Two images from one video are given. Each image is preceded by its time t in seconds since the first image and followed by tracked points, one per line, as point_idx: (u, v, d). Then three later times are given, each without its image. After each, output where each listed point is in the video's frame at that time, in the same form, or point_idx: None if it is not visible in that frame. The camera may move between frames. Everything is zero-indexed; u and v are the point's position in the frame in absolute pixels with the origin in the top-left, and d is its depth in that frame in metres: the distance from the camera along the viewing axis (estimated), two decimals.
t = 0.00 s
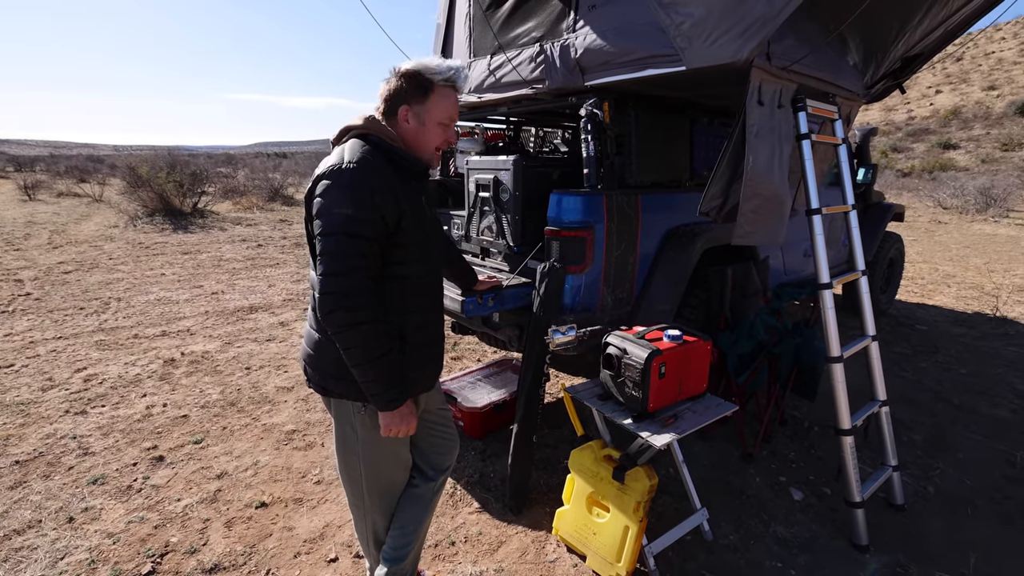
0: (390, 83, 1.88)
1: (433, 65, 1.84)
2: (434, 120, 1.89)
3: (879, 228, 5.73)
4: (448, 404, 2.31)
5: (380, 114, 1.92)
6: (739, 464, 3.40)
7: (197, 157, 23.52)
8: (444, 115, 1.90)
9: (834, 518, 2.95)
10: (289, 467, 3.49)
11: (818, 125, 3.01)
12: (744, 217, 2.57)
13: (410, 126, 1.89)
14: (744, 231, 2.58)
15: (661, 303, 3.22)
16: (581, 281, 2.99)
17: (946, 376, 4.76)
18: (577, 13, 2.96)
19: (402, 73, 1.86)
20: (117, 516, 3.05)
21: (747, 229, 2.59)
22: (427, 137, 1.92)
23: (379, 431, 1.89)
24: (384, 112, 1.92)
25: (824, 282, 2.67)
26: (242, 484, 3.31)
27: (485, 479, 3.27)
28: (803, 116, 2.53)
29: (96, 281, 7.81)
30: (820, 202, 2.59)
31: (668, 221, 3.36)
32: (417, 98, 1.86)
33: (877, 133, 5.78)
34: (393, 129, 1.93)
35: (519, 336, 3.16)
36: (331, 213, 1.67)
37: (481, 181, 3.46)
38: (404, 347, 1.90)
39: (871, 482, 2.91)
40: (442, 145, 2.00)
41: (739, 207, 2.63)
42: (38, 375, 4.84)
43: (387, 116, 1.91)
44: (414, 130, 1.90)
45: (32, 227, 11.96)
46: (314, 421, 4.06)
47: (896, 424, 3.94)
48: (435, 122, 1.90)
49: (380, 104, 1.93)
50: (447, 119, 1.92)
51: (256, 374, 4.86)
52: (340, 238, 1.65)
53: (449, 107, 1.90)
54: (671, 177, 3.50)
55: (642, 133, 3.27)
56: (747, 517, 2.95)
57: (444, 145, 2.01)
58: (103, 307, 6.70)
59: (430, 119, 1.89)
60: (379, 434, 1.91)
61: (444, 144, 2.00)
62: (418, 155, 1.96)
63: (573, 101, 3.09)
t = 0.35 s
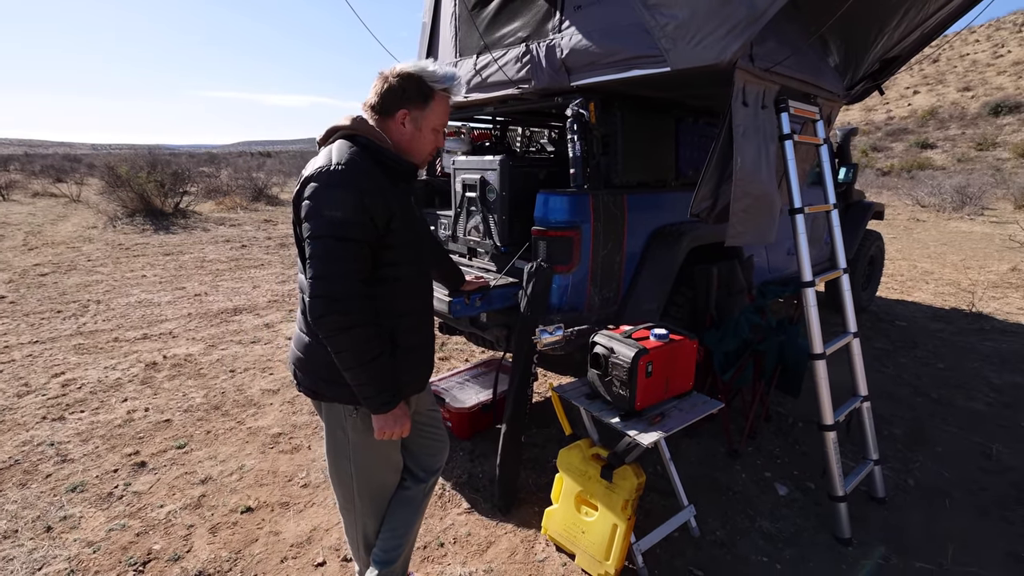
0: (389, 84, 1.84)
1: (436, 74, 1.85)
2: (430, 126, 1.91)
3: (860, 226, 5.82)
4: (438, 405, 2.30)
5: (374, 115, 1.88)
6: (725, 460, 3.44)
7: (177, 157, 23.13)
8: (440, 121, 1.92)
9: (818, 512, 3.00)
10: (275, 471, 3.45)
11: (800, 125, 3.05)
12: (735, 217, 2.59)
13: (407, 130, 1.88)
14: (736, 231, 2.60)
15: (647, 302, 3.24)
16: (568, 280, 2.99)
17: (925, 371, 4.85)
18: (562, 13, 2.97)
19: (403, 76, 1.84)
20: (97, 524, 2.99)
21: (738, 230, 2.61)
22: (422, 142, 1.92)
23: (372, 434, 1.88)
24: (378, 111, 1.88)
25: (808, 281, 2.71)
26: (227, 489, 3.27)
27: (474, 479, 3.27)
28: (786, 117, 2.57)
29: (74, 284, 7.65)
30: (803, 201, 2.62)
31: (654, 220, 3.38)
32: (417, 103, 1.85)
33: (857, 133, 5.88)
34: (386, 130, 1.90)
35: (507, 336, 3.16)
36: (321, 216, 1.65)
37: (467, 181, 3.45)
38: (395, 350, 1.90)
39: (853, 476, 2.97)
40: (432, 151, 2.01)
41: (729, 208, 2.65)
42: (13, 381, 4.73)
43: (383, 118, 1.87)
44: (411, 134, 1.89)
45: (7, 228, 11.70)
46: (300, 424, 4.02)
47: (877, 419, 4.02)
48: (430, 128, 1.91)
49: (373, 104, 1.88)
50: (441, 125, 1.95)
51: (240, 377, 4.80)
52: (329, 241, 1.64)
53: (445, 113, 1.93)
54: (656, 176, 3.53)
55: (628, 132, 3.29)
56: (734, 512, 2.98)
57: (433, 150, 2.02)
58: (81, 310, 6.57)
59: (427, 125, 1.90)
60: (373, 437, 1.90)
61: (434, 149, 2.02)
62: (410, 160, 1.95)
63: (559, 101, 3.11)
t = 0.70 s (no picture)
0: (385, 82, 1.81)
1: (432, 77, 1.85)
2: (423, 127, 1.89)
3: (844, 225, 5.89)
4: (429, 407, 2.28)
5: (367, 113, 1.86)
6: (713, 458, 3.46)
7: (161, 157, 22.80)
8: (433, 123, 1.91)
9: (805, 508, 3.03)
10: (261, 476, 3.41)
11: (786, 125, 3.08)
12: (724, 217, 2.60)
13: (400, 130, 1.86)
14: (725, 231, 2.62)
15: (636, 301, 3.25)
16: (557, 280, 2.99)
17: (908, 367, 4.92)
18: (549, 13, 2.96)
19: (399, 75, 1.82)
20: (77, 533, 2.92)
21: (728, 229, 2.62)
22: (414, 143, 1.90)
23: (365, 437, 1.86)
24: (371, 108, 1.84)
25: (795, 279, 2.73)
26: (212, 495, 3.23)
27: (464, 481, 3.25)
28: (772, 117, 2.61)
29: (52, 287, 7.50)
30: (790, 200, 2.64)
31: (643, 220, 3.39)
32: (412, 103, 1.84)
33: (841, 133, 5.95)
34: (378, 128, 1.87)
35: (495, 336, 3.15)
36: (313, 217, 1.62)
37: (455, 181, 3.44)
38: (388, 351, 1.88)
39: (839, 472, 3.00)
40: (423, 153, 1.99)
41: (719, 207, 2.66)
42: None
43: (376, 116, 1.85)
44: (403, 134, 1.87)
45: None
46: (287, 427, 3.98)
47: (862, 414, 4.06)
48: (424, 130, 1.89)
49: (367, 101, 1.85)
50: (434, 128, 1.93)
51: (226, 380, 4.74)
52: (322, 242, 1.61)
53: (439, 116, 1.92)
54: (644, 176, 3.54)
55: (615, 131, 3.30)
56: (722, 510, 3.00)
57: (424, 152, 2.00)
58: (60, 314, 6.44)
59: (420, 126, 1.88)
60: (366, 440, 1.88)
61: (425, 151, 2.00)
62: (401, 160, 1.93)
63: (546, 101, 3.11)
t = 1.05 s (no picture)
0: (378, 78, 1.78)
1: (426, 76, 1.82)
2: (415, 128, 1.86)
3: (833, 223, 5.93)
4: (420, 410, 2.24)
5: (358, 109, 1.82)
6: (705, 457, 3.45)
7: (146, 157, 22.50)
8: (425, 124, 1.88)
9: (797, 505, 3.03)
10: (248, 480, 3.36)
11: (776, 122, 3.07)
12: (709, 214, 2.61)
13: (391, 128, 1.82)
14: (710, 228, 2.63)
15: (627, 300, 3.23)
16: (548, 279, 2.97)
17: (896, 363, 4.96)
18: (539, 9, 2.94)
19: (392, 73, 1.79)
20: (56, 543, 2.85)
21: (713, 226, 2.63)
22: (404, 142, 1.86)
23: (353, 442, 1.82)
24: (362, 104, 1.80)
25: (784, 277, 2.72)
26: (198, 501, 3.17)
27: (455, 483, 3.22)
28: (763, 114, 2.56)
29: (33, 289, 7.36)
30: (779, 198, 2.63)
31: (634, 218, 3.37)
32: (405, 101, 1.80)
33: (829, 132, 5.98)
34: (368, 125, 1.83)
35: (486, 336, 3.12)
36: (300, 216, 1.58)
37: (445, 180, 3.40)
38: (378, 354, 1.84)
39: (831, 469, 3.00)
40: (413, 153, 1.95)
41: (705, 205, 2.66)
42: None
43: (367, 112, 1.81)
44: (394, 132, 1.83)
45: None
46: (275, 430, 3.92)
47: (852, 411, 4.08)
48: (415, 130, 1.86)
49: (359, 97, 1.81)
50: (425, 128, 1.90)
51: (212, 383, 4.67)
52: (310, 242, 1.57)
53: (431, 116, 1.89)
54: (635, 175, 3.53)
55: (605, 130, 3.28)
56: (715, 509, 2.99)
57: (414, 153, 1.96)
58: (42, 317, 6.32)
59: (412, 126, 1.85)
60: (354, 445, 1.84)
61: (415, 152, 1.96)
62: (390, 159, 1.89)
63: (537, 99, 3.08)
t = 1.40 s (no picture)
0: (365, 78, 1.75)
1: (415, 77, 1.78)
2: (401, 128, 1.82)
3: (815, 221, 6.00)
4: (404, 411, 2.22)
5: (344, 108, 1.79)
6: (693, 455, 3.47)
7: (124, 156, 22.08)
8: (412, 124, 1.84)
9: (783, 501, 3.05)
10: (231, 486, 3.30)
11: (761, 122, 3.10)
12: (697, 214, 2.61)
13: (378, 129, 1.79)
14: (698, 228, 2.63)
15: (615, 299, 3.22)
16: (535, 278, 2.97)
17: (877, 359, 5.03)
18: (525, 7, 2.92)
19: (379, 73, 1.75)
20: (29, 554, 2.77)
21: (701, 225, 2.63)
22: (392, 142, 1.83)
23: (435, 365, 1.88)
24: (349, 104, 1.77)
25: (771, 276, 2.74)
26: (178, 508, 3.10)
27: (443, 484, 3.19)
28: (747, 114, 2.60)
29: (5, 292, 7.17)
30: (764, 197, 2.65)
31: (620, 217, 3.37)
32: (392, 101, 1.77)
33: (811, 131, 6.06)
34: (355, 126, 1.80)
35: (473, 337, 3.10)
36: (313, 221, 1.52)
37: (431, 179, 3.38)
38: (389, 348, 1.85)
39: (815, 465, 3.02)
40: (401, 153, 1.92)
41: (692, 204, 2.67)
42: None
43: (354, 112, 1.78)
44: (382, 132, 1.79)
45: None
46: (259, 434, 3.86)
47: (835, 407, 4.13)
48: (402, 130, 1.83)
49: (345, 97, 1.78)
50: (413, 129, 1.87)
51: (193, 387, 4.58)
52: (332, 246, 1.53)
53: (418, 117, 1.85)
54: (621, 174, 3.53)
55: (592, 128, 3.28)
56: (703, 506, 3.00)
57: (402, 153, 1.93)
58: (14, 320, 6.15)
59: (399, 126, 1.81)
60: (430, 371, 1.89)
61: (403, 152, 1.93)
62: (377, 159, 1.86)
63: (523, 98, 3.07)
